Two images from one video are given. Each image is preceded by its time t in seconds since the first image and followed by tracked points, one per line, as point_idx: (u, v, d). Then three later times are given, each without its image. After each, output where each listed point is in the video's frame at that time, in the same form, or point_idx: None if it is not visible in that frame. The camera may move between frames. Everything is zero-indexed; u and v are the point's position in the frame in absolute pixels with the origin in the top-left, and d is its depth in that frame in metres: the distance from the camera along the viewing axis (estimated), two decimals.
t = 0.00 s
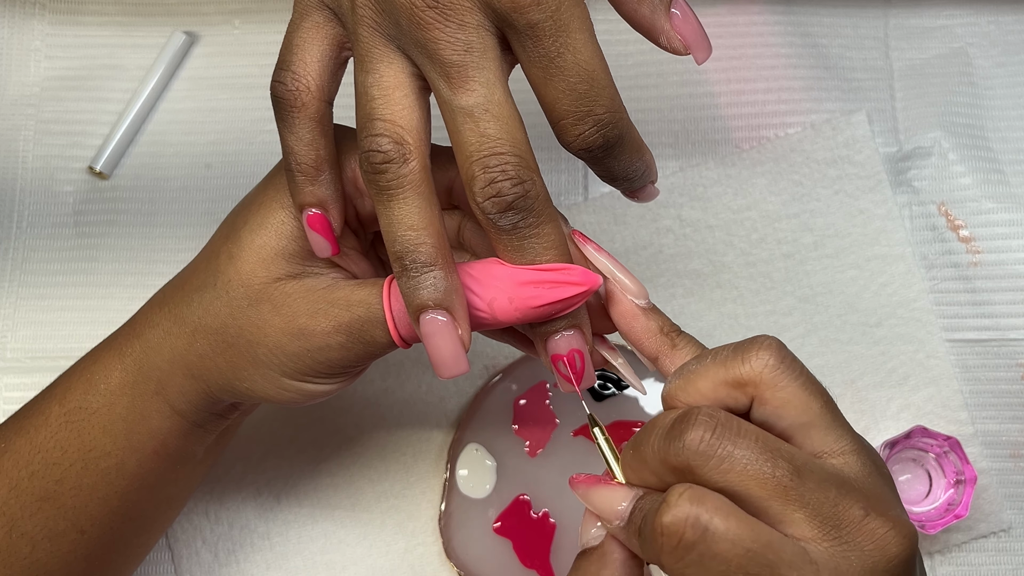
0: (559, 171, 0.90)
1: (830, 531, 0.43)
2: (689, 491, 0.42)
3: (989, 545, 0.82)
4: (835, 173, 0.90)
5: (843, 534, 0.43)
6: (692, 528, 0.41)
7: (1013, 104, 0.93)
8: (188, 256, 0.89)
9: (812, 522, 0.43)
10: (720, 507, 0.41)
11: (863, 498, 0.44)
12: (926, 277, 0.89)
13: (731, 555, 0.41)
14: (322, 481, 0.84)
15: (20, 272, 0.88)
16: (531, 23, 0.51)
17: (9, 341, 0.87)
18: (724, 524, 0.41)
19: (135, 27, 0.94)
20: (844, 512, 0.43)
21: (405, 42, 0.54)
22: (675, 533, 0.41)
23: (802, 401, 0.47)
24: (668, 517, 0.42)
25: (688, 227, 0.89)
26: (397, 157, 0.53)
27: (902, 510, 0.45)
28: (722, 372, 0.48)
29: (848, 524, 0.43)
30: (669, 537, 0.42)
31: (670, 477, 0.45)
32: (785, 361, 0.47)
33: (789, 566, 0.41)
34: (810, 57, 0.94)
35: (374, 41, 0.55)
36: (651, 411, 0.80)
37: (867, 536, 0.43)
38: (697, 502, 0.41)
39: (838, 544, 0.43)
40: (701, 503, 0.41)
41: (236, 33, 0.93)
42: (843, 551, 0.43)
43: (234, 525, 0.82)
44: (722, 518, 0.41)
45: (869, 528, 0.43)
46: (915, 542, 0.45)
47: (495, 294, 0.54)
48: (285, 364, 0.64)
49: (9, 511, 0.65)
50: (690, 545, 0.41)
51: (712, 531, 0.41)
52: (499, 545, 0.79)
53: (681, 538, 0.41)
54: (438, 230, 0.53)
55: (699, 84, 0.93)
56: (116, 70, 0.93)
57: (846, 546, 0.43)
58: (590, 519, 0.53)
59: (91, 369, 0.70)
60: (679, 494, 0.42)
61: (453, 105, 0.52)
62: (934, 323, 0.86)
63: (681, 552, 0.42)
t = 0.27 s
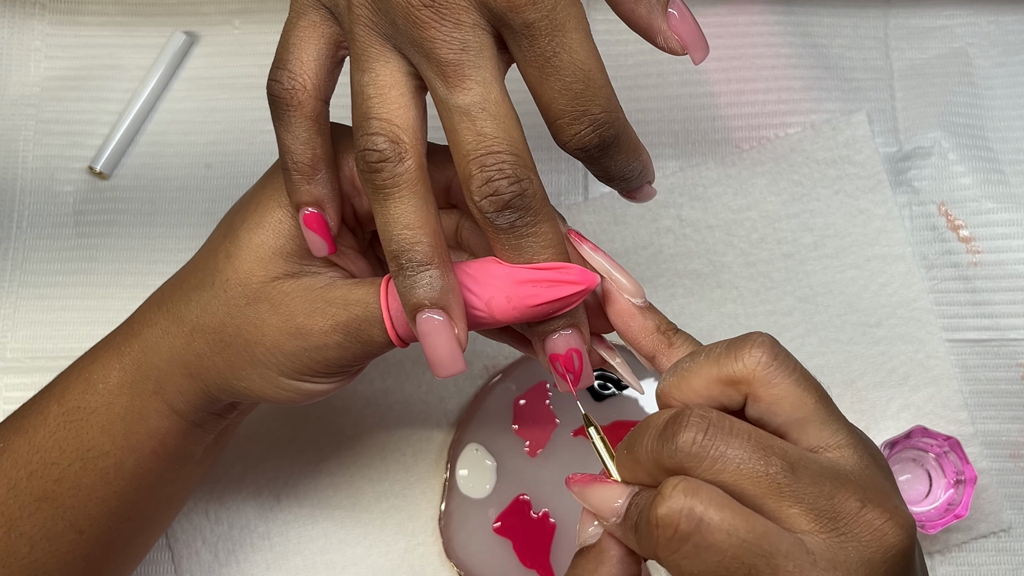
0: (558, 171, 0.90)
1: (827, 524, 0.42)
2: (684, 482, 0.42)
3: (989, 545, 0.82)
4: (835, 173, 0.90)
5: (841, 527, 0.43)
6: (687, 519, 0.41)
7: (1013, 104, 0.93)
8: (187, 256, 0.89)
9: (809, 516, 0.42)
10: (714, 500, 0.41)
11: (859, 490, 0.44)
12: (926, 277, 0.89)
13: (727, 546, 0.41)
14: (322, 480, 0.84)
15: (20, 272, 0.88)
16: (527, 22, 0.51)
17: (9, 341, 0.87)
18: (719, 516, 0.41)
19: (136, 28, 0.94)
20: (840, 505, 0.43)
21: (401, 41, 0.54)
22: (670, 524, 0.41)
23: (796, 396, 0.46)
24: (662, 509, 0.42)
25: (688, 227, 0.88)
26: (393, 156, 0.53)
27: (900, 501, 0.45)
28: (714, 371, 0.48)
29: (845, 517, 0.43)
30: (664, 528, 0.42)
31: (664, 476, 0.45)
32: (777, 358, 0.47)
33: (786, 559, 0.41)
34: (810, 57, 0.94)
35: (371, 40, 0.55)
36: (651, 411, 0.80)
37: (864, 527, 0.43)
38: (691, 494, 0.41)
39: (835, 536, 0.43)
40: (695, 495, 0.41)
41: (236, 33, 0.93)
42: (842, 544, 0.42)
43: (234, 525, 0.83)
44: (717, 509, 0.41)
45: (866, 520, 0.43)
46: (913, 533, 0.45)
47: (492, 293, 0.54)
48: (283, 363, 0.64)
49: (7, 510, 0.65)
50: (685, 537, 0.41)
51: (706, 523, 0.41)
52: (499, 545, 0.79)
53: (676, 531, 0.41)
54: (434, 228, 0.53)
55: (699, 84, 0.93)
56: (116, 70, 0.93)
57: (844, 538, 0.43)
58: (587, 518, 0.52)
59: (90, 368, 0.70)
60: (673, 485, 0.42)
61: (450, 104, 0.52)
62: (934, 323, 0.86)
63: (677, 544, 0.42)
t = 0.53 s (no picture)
0: (558, 171, 0.90)
1: (843, 519, 0.42)
2: (703, 479, 0.42)
3: (989, 545, 0.82)
4: (835, 173, 0.90)
5: (857, 521, 0.43)
6: (708, 515, 0.41)
7: (1013, 104, 0.93)
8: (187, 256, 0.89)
9: (824, 511, 0.42)
10: (732, 496, 0.41)
11: (872, 484, 0.44)
12: (926, 277, 0.89)
13: (749, 541, 0.41)
14: (322, 480, 0.84)
15: (20, 272, 0.88)
16: (525, 24, 0.51)
17: (9, 341, 0.87)
18: (739, 512, 0.41)
19: (135, 28, 0.94)
20: (855, 499, 0.43)
21: (400, 42, 0.54)
22: (690, 521, 0.41)
23: (802, 394, 0.47)
24: (682, 506, 0.42)
25: (688, 227, 0.88)
26: (391, 156, 0.53)
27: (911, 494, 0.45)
28: (720, 373, 0.49)
29: (861, 511, 0.43)
30: (685, 526, 0.41)
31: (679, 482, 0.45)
32: (781, 357, 0.47)
33: (807, 553, 0.41)
34: (810, 57, 0.94)
35: (370, 41, 0.55)
36: (651, 411, 0.80)
37: (881, 521, 0.43)
38: (710, 492, 0.41)
39: (852, 531, 0.42)
40: (713, 492, 0.41)
41: (236, 33, 0.93)
42: (860, 538, 0.42)
43: (234, 525, 0.83)
44: (736, 505, 0.41)
45: (881, 514, 0.43)
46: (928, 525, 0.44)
47: (491, 292, 0.54)
48: (283, 362, 0.64)
49: (6, 509, 0.65)
50: (706, 532, 0.41)
51: (728, 520, 0.41)
52: (499, 545, 0.79)
53: (696, 527, 0.41)
54: (433, 229, 0.53)
55: (699, 84, 0.93)
56: (116, 70, 0.93)
57: (861, 533, 0.42)
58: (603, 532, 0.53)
59: (89, 368, 0.70)
60: (693, 482, 0.42)
61: (448, 104, 0.52)
62: (934, 323, 0.86)
63: (698, 540, 0.41)
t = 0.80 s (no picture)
0: (558, 171, 0.90)
1: (838, 517, 0.42)
2: (696, 476, 0.42)
3: (990, 545, 0.82)
4: (835, 173, 0.90)
5: (851, 520, 0.42)
6: (700, 510, 0.41)
7: (1013, 104, 0.93)
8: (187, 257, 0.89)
9: (819, 509, 0.42)
10: (725, 493, 0.41)
11: (866, 483, 0.43)
12: (926, 277, 0.89)
13: (742, 538, 0.41)
14: (322, 480, 0.84)
15: (20, 272, 0.88)
16: (524, 23, 0.51)
17: (9, 341, 0.87)
18: (731, 509, 0.41)
19: (135, 27, 0.94)
20: (849, 497, 0.43)
21: (399, 40, 0.54)
22: (683, 516, 0.41)
23: (797, 393, 0.46)
24: (676, 501, 0.42)
25: (688, 227, 0.88)
26: (391, 154, 0.53)
27: (906, 494, 0.45)
28: (715, 372, 0.48)
29: (855, 510, 0.43)
30: (676, 521, 0.41)
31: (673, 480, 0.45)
32: (776, 355, 0.47)
33: (800, 551, 0.41)
34: (810, 57, 0.94)
35: (369, 39, 0.55)
36: (651, 411, 0.80)
37: (875, 519, 0.43)
38: (703, 488, 0.41)
39: (847, 529, 0.42)
40: (706, 488, 0.41)
41: (236, 33, 0.93)
42: (853, 537, 0.42)
43: (234, 524, 0.83)
44: (729, 501, 0.41)
45: (876, 512, 0.43)
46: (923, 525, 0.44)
47: (491, 291, 0.54)
48: (282, 361, 0.64)
49: (7, 508, 0.65)
50: (698, 528, 0.41)
51: (721, 516, 0.41)
52: (498, 545, 0.79)
53: (689, 522, 0.41)
54: (433, 227, 0.53)
55: (699, 84, 0.93)
56: (116, 70, 0.93)
57: (855, 531, 0.42)
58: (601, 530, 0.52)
59: (88, 367, 0.70)
60: (685, 479, 0.42)
61: (448, 102, 0.52)
62: (934, 323, 0.86)
63: (690, 536, 0.41)
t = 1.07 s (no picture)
0: (558, 171, 0.90)
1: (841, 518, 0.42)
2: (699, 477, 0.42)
3: (989, 545, 0.82)
4: (835, 173, 0.90)
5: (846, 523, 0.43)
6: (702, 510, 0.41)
7: (1013, 104, 0.93)
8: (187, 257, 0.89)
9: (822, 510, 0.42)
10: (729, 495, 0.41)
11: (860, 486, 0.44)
12: (926, 277, 0.89)
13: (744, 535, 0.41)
14: (322, 480, 0.84)
15: (20, 272, 0.88)
16: (524, 24, 0.51)
17: (9, 341, 0.87)
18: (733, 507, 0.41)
19: (135, 27, 0.94)
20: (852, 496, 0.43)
21: (399, 41, 0.54)
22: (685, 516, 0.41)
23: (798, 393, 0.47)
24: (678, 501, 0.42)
25: (688, 227, 0.88)
26: (391, 156, 0.53)
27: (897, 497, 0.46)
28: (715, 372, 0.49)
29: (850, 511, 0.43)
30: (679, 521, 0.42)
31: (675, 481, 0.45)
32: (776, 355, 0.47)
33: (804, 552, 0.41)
34: (810, 57, 0.94)
35: (369, 41, 0.55)
36: (652, 411, 0.80)
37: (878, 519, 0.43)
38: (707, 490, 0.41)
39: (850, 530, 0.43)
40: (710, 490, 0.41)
41: (236, 33, 0.93)
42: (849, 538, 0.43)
43: (234, 525, 0.83)
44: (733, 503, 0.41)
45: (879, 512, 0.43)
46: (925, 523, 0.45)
47: (492, 292, 0.54)
48: (283, 362, 0.64)
49: (7, 509, 0.65)
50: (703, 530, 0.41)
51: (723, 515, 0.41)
52: (498, 545, 0.79)
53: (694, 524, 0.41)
54: (433, 228, 0.53)
55: (699, 84, 0.93)
56: (116, 70, 0.93)
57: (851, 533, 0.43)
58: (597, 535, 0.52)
59: (86, 368, 0.70)
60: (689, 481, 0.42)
61: (448, 104, 0.52)
62: (934, 323, 0.86)
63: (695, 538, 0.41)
